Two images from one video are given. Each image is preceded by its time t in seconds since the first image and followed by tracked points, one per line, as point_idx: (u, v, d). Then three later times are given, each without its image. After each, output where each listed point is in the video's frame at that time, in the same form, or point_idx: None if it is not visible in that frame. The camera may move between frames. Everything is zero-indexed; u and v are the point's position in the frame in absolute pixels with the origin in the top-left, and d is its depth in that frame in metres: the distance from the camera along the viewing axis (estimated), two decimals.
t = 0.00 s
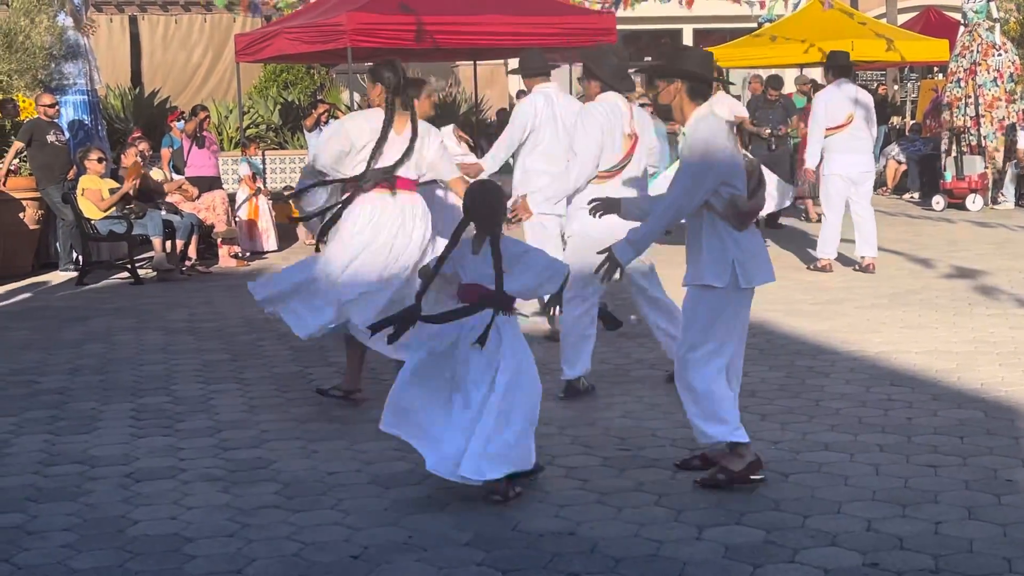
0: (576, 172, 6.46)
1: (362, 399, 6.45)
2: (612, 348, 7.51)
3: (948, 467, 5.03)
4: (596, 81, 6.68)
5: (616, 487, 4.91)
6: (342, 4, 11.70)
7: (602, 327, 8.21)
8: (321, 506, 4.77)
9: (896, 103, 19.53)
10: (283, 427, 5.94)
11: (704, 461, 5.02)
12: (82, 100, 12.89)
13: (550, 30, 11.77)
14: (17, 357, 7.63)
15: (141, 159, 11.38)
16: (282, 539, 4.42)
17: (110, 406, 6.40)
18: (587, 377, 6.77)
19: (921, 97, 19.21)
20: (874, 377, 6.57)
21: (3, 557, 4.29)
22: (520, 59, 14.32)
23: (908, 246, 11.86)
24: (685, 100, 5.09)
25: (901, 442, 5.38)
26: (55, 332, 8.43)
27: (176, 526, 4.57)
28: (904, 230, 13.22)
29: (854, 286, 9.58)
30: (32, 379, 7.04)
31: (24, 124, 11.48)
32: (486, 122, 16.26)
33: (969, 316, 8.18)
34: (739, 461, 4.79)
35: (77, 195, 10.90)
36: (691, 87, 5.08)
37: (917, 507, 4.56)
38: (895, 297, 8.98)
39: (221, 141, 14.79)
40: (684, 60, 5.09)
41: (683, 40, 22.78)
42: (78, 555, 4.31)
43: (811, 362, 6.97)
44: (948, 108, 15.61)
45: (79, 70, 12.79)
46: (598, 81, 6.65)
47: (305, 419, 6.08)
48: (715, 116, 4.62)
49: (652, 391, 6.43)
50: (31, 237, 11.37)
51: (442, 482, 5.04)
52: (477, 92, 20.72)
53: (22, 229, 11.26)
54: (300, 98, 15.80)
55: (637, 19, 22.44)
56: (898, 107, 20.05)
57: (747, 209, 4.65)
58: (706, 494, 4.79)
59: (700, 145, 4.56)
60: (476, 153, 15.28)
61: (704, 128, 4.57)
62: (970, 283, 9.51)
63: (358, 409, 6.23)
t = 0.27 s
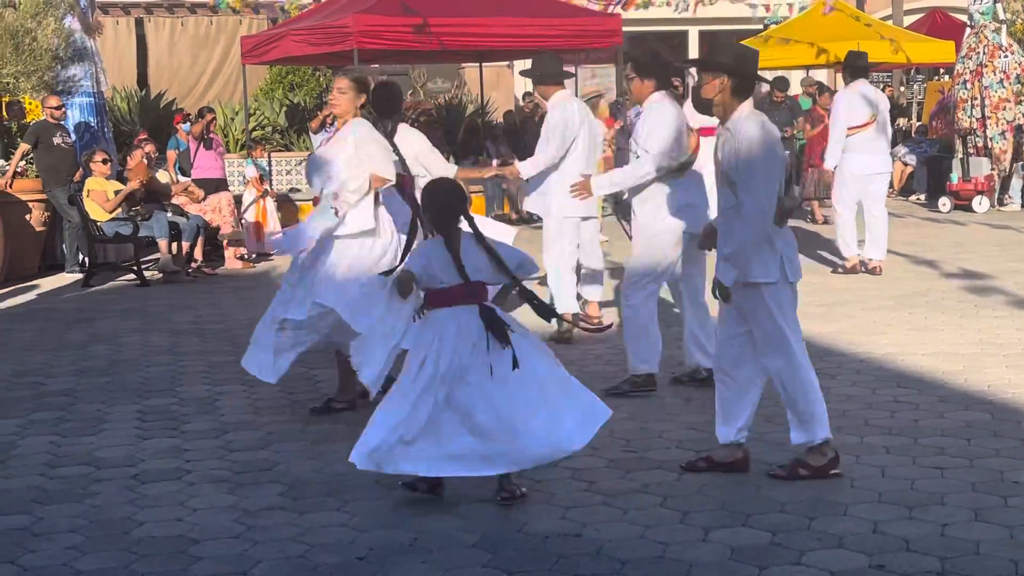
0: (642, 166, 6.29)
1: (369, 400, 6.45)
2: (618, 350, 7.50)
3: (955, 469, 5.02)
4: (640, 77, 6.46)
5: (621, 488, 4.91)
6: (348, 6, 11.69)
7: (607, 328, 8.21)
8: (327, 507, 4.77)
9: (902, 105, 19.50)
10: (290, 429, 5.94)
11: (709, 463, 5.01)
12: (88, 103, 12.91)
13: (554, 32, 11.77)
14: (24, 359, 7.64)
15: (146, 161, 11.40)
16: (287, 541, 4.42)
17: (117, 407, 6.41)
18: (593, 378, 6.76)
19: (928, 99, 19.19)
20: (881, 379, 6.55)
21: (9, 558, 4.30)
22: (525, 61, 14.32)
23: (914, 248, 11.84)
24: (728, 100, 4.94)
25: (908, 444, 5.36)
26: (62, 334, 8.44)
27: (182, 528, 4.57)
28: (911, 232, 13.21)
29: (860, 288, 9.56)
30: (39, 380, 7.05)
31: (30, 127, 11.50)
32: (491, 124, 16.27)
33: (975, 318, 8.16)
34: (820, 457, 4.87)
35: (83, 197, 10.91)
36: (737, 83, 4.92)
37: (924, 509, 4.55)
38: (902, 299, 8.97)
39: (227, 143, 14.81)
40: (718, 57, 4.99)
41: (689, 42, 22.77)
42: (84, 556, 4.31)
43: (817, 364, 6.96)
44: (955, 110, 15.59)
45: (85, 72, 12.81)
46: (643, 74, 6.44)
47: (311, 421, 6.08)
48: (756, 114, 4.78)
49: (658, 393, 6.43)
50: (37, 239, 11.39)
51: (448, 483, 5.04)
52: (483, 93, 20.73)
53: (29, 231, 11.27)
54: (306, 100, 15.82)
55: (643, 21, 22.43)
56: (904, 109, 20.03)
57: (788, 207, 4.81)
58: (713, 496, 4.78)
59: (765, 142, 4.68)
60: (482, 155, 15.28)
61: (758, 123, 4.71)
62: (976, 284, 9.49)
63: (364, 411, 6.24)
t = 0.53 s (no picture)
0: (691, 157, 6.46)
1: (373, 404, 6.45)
2: (622, 353, 7.50)
3: (960, 473, 5.01)
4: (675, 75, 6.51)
5: (626, 492, 4.91)
6: (352, 10, 11.69)
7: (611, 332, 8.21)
8: (331, 511, 4.77)
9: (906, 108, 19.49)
10: (294, 432, 5.94)
11: (772, 461, 5.01)
12: (93, 106, 12.93)
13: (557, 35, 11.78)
14: (29, 362, 7.64)
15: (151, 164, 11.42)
16: (291, 544, 4.42)
17: (121, 411, 6.42)
18: (598, 382, 6.76)
19: (932, 102, 19.18)
20: (885, 383, 6.55)
21: (13, 562, 4.30)
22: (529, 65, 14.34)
23: (918, 252, 11.84)
24: (762, 100, 4.88)
25: (913, 448, 5.36)
26: (66, 337, 8.45)
27: (187, 532, 4.57)
28: (914, 235, 13.20)
29: (865, 292, 9.55)
30: (43, 384, 7.06)
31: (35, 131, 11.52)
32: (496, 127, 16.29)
33: (979, 322, 8.16)
34: (825, 463, 4.90)
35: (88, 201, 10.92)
36: (772, 86, 4.85)
37: (928, 513, 4.54)
38: (906, 303, 8.96)
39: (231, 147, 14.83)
40: (764, 50, 4.81)
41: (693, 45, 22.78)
42: (88, 559, 4.31)
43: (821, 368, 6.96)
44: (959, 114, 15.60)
45: (90, 76, 12.83)
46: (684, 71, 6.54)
47: (316, 424, 6.08)
48: (790, 113, 4.75)
49: (662, 397, 6.43)
50: (42, 243, 11.40)
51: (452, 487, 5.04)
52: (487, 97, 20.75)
53: (33, 234, 11.28)
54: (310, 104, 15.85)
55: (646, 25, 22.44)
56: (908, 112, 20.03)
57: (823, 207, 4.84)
58: (717, 500, 4.78)
59: (804, 141, 4.64)
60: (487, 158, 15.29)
61: (796, 122, 4.66)
62: (980, 288, 9.49)
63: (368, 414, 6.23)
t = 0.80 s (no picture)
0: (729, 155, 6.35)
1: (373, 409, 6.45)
2: (623, 359, 7.50)
3: (962, 479, 5.01)
4: (703, 78, 6.45)
5: (627, 498, 4.91)
6: (355, 16, 11.71)
7: (612, 337, 8.21)
8: (333, 517, 4.78)
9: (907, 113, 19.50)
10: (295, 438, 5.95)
11: (788, 467, 4.99)
12: (95, 112, 12.93)
13: (558, 41, 11.80)
14: (31, 368, 7.65)
15: (155, 170, 11.43)
16: (294, 550, 4.42)
17: (123, 416, 6.42)
18: (599, 387, 6.77)
19: (933, 108, 19.17)
20: (886, 389, 6.55)
21: (15, 567, 4.30)
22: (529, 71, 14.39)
23: (918, 258, 11.84)
24: (787, 102, 4.86)
25: (915, 454, 5.36)
26: (68, 343, 8.46)
27: (189, 538, 4.58)
28: (915, 242, 13.20)
29: (866, 298, 9.55)
30: (45, 389, 7.06)
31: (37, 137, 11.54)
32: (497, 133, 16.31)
33: (980, 328, 8.16)
34: (827, 469, 4.90)
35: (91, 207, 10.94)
36: (798, 89, 4.84)
37: (930, 520, 4.54)
38: (907, 309, 8.97)
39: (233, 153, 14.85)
40: (789, 52, 4.79)
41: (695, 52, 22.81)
42: (89, 565, 4.31)
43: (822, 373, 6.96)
44: (961, 120, 15.61)
45: (93, 82, 12.85)
46: (709, 76, 6.45)
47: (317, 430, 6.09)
48: (816, 118, 4.76)
49: (663, 403, 6.43)
50: (44, 249, 11.41)
51: (454, 493, 5.03)
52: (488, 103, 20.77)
53: (35, 240, 11.29)
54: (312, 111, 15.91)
55: (648, 32, 22.47)
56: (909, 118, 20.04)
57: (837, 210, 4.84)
58: (719, 507, 4.78)
59: (827, 143, 4.64)
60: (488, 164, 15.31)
61: (822, 125, 4.68)
62: (981, 295, 9.48)
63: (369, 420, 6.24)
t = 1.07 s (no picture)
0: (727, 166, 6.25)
1: (373, 418, 6.45)
2: (622, 369, 7.50)
3: (961, 489, 5.02)
4: (711, 88, 6.46)
5: (626, 507, 4.91)
6: (354, 25, 11.72)
7: (611, 347, 8.22)
8: (332, 526, 4.77)
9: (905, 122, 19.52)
10: (295, 447, 5.95)
11: (786, 475, 5.00)
12: (94, 121, 12.95)
13: (557, 51, 11.83)
14: (30, 377, 7.65)
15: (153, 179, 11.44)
16: (292, 560, 4.42)
17: (121, 425, 6.42)
18: (598, 397, 6.77)
19: (931, 119, 19.20)
20: (885, 399, 6.55)
21: None
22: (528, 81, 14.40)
23: (916, 268, 11.84)
24: (794, 110, 4.87)
25: (914, 464, 5.36)
26: (66, 352, 8.45)
27: (188, 547, 4.58)
28: (913, 252, 13.21)
29: (865, 308, 9.56)
30: (44, 398, 7.06)
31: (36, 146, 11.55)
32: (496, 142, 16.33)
33: (978, 338, 8.16)
34: (824, 477, 4.91)
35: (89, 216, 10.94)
36: (806, 97, 4.86)
37: (929, 529, 4.55)
38: (905, 319, 8.98)
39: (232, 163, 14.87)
40: (795, 61, 4.83)
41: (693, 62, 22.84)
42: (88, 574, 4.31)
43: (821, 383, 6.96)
44: (959, 130, 15.62)
45: (92, 91, 12.86)
46: (716, 86, 6.45)
47: (316, 439, 6.09)
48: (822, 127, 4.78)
49: (662, 412, 6.43)
50: (42, 258, 11.41)
51: (453, 503, 5.03)
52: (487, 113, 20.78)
53: (33, 249, 11.29)
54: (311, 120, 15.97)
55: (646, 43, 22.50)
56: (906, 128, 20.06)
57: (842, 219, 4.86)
58: (717, 516, 4.78)
59: (835, 152, 4.67)
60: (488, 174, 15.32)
61: (830, 133, 4.71)
62: (979, 305, 9.49)
63: (368, 429, 6.24)
